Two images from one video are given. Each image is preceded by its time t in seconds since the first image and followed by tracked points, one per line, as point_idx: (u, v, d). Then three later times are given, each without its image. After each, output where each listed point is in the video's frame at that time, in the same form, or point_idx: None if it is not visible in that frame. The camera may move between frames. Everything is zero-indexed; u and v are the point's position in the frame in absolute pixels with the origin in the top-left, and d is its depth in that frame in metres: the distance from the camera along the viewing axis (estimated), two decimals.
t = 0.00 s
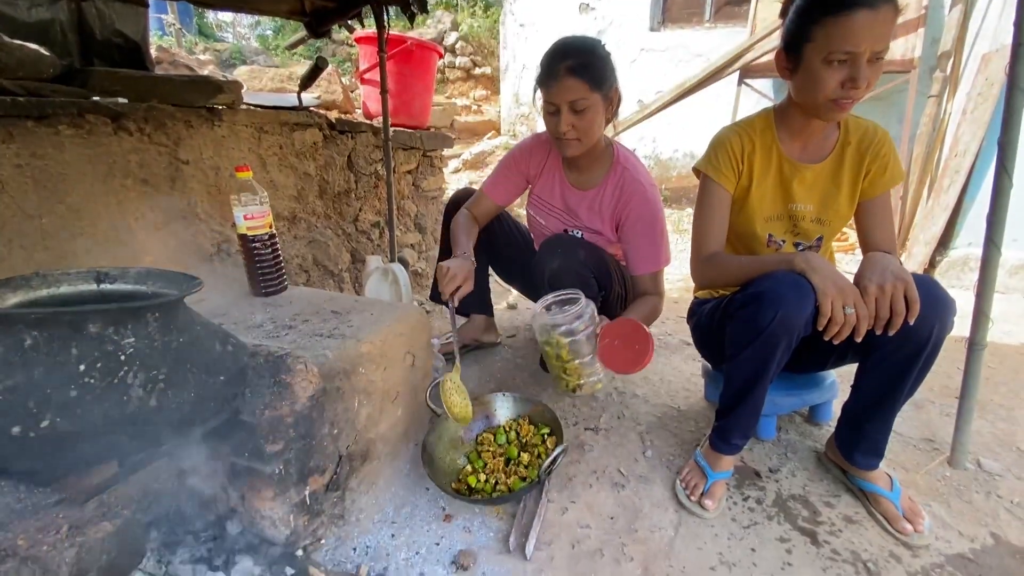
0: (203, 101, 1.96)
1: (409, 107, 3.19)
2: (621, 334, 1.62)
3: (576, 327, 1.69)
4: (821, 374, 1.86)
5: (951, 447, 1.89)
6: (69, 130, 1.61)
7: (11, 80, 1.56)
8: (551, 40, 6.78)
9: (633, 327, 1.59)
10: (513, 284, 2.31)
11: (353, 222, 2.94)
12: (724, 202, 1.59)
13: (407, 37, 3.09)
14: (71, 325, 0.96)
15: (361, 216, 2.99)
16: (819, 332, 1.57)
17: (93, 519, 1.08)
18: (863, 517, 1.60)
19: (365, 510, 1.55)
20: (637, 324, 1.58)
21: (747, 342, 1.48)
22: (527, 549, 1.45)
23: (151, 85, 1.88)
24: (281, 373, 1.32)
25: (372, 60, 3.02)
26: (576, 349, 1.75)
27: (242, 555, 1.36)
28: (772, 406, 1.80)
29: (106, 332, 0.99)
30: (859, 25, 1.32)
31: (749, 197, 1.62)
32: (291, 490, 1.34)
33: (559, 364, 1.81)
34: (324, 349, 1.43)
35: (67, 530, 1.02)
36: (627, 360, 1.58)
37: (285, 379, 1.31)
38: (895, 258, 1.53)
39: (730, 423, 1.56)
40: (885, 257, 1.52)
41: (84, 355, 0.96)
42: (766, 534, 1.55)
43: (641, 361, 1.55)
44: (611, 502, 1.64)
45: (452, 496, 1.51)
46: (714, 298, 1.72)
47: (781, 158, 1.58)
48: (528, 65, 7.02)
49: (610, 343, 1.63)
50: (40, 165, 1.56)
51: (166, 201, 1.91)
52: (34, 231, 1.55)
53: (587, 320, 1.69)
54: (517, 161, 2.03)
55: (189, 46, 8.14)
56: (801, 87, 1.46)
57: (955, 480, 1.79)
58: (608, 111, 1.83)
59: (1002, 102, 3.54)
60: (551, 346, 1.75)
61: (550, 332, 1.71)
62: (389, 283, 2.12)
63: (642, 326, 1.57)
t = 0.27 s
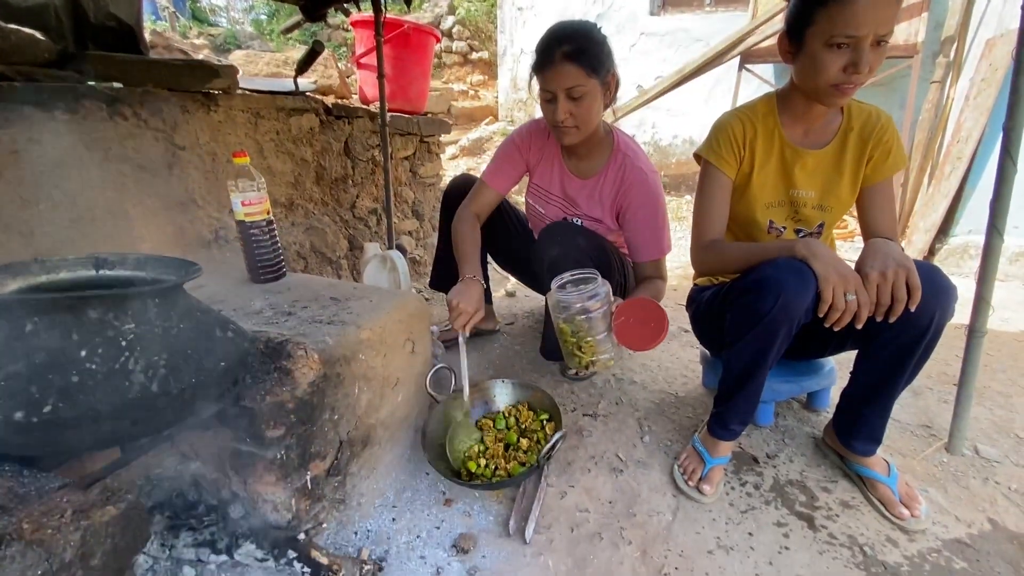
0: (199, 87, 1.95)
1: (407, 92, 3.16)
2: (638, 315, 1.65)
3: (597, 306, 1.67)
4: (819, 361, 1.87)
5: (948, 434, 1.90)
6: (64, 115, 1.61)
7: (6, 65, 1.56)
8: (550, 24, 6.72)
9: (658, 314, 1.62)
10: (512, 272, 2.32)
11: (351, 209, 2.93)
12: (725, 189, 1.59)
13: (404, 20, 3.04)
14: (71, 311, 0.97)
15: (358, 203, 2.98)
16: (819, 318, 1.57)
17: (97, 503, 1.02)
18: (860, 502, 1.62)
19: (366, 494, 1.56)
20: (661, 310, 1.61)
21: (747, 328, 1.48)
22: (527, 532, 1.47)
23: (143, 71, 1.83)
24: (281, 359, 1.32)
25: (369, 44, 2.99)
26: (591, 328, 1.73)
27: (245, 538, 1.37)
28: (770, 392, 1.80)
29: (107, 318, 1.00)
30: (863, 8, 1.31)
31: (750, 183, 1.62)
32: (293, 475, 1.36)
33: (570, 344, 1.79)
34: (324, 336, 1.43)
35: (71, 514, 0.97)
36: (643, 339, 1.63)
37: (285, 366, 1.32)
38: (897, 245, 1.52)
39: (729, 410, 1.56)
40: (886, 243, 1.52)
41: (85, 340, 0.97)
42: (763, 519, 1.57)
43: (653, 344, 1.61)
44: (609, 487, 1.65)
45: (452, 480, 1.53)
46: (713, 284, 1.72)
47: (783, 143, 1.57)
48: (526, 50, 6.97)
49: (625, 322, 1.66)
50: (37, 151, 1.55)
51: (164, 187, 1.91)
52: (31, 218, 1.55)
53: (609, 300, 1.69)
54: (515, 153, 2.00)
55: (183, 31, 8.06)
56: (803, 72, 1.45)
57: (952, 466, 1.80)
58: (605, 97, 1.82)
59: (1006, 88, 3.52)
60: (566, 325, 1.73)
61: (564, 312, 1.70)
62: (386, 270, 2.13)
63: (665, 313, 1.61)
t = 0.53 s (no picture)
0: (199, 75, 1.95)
1: (406, 82, 3.16)
2: (636, 314, 1.63)
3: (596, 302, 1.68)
4: (817, 351, 1.88)
5: (944, 423, 1.92)
6: (65, 105, 1.61)
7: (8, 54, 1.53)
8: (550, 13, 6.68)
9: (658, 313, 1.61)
10: (512, 263, 2.33)
11: (351, 199, 2.94)
12: (725, 180, 1.60)
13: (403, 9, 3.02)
14: (76, 299, 0.98)
15: (358, 193, 2.98)
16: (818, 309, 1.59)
17: (104, 488, 1.05)
18: (856, 490, 1.64)
19: (368, 482, 1.58)
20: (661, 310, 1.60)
21: (747, 318, 1.50)
22: (526, 519, 1.49)
23: (145, 59, 1.81)
24: (283, 349, 1.34)
25: (368, 34, 2.98)
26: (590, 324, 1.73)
27: (249, 524, 1.41)
28: (768, 382, 1.82)
29: (111, 306, 1.01)
30: None
31: (750, 174, 1.63)
32: (296, 462, 1.37)
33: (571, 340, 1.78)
34: (325, 326, 1.45)
35: (80, 498, 0.99)
36: (643, 338, 1.62)
37: (287, 355, 1.33)
38: (896, 235, 1.53)
39: (727, 399, 1.58)
40: (886, 234, 1.53)
41: (90, 329, 0.98)
42: (760, 506, 1.59)
43: (653, 341, 1.61)
44: (608, 475, 1.68)
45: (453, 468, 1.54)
46: (712, 275, 1.73)
47: (784, 134, 1.58)
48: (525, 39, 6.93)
49: (621, 321, 1.64)
50: (38, 141, 1.56)
51: (164, 177, 1.91)
52: (33, 208, 1.56)
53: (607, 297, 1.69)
54: (514, 148, 1.99)
55: (181, 19, 8.00)
56: (803, 62, 1.45)
57: (947, 455, 1.82)
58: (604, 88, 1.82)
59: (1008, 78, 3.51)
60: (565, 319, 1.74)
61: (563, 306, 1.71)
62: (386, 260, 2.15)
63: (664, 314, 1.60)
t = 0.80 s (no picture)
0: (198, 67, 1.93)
1: (405, 73, 3.14)
2: (631, 308, 1.63)
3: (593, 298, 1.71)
4: (816, 343, 1.90)
5: (941, 415, 1.94)
6: (64, 96, 1.61)
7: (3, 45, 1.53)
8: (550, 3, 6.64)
9: (653, 307, 1.60)
10: (512, 256, 2.34)
11: (350, 190, 2.94)
12: (725, 172, 1.60)
13: None
14: (78, 291, 0.99)
15: (357, 185, 2.99)
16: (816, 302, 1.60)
17: (108, 477, 1.04)
18: (852, 481, 1.66)
19: (368, 471, 1.60)
20: (655, 302, 1.59)
21: (745, 310, 1.51)
22: (525, 508, 1.51)
23: (142, 52, 1.79)
24: (283, 340, 1.35)
25: (367, 24, 2.96)
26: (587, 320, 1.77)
27: (251, 513, 1.44)
28: (767, 374, 1.83)
29: (113, 298, 1.02)
30: None
31: (750, 165, 1.63)
32: (297, 452, 1.39)
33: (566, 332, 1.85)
34: (325, 317, 1.45)
35: (84, 487, 1.00)
36: (641, 332, 1.61)
37: (287, 346, 1.34)
38: (896, 228, 1.54)
39: (725, 391, 1.59)
40: (886, 227, 1.53)
41: (92, 320, 0.99)
42: (756, 497, 1.61)
43: (650, 335, 1.59)
44: (606, 465, 1.69)
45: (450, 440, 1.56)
46: (712, 268, 1.74)
47: (783, 126, 1.58)
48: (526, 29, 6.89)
49: (617, 316, 1.64)
50: (38, 133, 1.56)
51: (163, 169, 1.92)
52: (32, 200, 1.57)
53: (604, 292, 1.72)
54: (514, 140, 2.00)
55: (178, 8, 7.95)
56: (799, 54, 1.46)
57: (943, 447, 1.84)
58: (603, 80, 1.82)
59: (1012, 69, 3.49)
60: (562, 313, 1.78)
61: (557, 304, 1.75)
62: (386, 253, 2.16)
63: (660, 307, 1.59)
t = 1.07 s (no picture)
0: (196, 58, 1.93)
1: (405, 64, 3.12)
2: (624, 311, 1.63)
3: (587, 309, 1.67)
4: (816, 336, 1.90)
5: (941, 408, 1.94)
6: (61, 87, 1.60)
7: None
8: None
9: (641, 305, 1.60)
10: (513, 248, 2.34)
11: (350, 183, 2.94)
12: (727, 162, 1.60)
13: None
14: (76, 282, 0.99)
15: (357, 177, 2.98)
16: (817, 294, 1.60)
17: (109, 467, 1.04)
18: (851, 473, 1.66)
19: (369, 463, 1.61)
20: (643, 302, 1.59)
21: (746, 302, 1.50)
22: (524, 500, 1.51)
23: (139, 41, 1.82)
24: (283, 332, 1.35)
25: (366, 14, 2.94)
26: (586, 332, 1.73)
27: (252, 503, 1.45)
28: (767, 367, 1.84)
29: (111, 289, 1.02)
30: None
31: (750, 156, 1.63)
32: (298, 443, 1.39)
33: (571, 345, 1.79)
34: (325, 309, 1.46)
35: (85, 477, 1.00)
36: (634, 337, 1.60)
37: (287, 338, 1.35)
38: (898, 220, 1.53)
39: (724, 383, 1.60)
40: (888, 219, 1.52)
41: (91, 311, 1.00)
42: (756, 488, 1.61)
43: (641, 340, 1.59)
44: (606, 457, 1.70)
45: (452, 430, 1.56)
46: (713, 260, 1.74)
47: (784, 115, 1.58)
48: (526, 20, 6.85)
49: (612, 320, 1.64)
50: (35, 124, 1.56)
51: (161, 160, 1.91)
52: (30, 191, 1.57)
53: (598, 301, 1.69)
54: (515, 130, 2.01)
55: None
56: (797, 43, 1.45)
57: (943, 439, 1.84)
58: (606, 70, 1.82)
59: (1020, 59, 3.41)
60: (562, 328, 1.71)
61: (554, 315, 1.69)
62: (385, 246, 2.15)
63: (649, 305, 1.58)
